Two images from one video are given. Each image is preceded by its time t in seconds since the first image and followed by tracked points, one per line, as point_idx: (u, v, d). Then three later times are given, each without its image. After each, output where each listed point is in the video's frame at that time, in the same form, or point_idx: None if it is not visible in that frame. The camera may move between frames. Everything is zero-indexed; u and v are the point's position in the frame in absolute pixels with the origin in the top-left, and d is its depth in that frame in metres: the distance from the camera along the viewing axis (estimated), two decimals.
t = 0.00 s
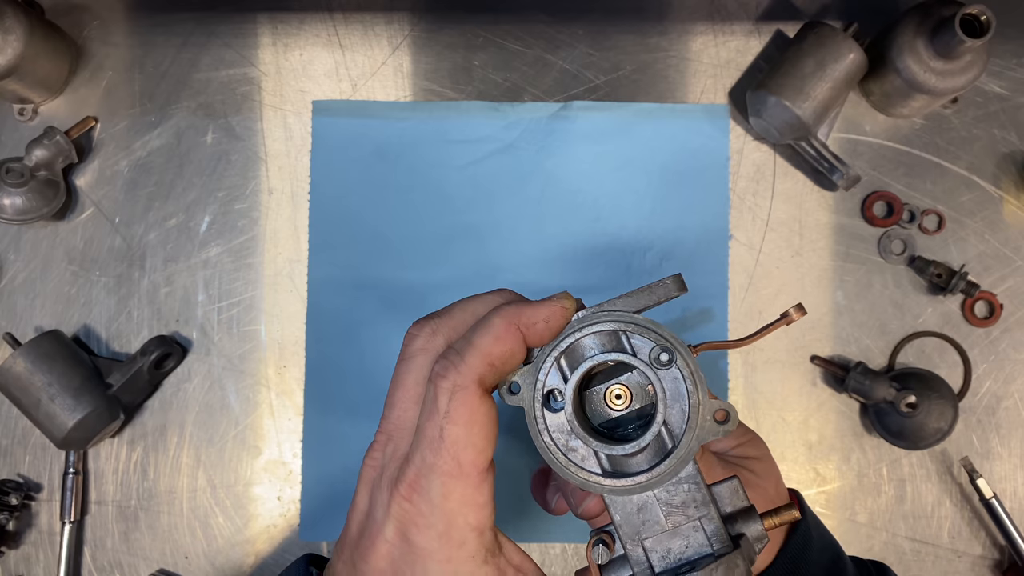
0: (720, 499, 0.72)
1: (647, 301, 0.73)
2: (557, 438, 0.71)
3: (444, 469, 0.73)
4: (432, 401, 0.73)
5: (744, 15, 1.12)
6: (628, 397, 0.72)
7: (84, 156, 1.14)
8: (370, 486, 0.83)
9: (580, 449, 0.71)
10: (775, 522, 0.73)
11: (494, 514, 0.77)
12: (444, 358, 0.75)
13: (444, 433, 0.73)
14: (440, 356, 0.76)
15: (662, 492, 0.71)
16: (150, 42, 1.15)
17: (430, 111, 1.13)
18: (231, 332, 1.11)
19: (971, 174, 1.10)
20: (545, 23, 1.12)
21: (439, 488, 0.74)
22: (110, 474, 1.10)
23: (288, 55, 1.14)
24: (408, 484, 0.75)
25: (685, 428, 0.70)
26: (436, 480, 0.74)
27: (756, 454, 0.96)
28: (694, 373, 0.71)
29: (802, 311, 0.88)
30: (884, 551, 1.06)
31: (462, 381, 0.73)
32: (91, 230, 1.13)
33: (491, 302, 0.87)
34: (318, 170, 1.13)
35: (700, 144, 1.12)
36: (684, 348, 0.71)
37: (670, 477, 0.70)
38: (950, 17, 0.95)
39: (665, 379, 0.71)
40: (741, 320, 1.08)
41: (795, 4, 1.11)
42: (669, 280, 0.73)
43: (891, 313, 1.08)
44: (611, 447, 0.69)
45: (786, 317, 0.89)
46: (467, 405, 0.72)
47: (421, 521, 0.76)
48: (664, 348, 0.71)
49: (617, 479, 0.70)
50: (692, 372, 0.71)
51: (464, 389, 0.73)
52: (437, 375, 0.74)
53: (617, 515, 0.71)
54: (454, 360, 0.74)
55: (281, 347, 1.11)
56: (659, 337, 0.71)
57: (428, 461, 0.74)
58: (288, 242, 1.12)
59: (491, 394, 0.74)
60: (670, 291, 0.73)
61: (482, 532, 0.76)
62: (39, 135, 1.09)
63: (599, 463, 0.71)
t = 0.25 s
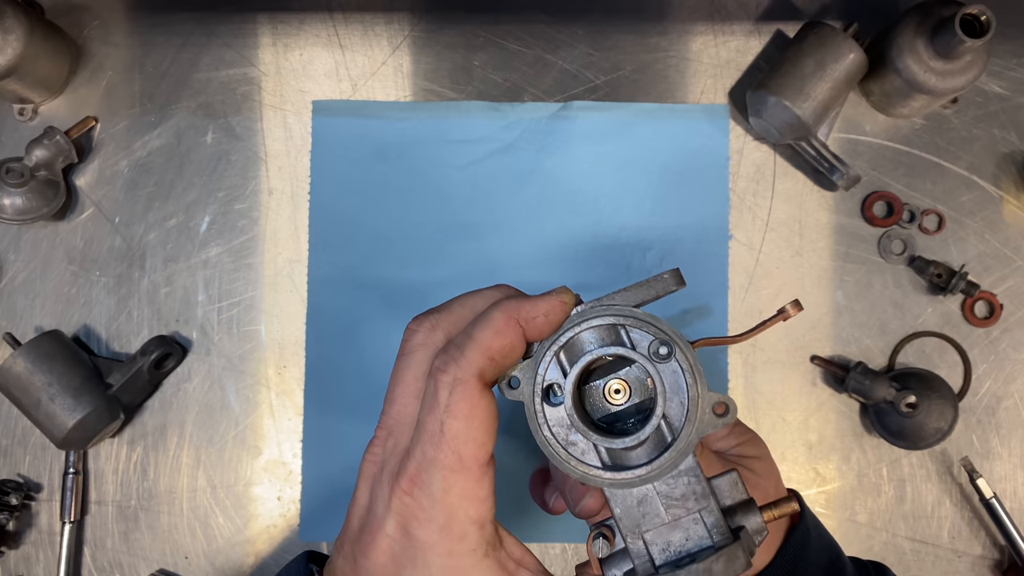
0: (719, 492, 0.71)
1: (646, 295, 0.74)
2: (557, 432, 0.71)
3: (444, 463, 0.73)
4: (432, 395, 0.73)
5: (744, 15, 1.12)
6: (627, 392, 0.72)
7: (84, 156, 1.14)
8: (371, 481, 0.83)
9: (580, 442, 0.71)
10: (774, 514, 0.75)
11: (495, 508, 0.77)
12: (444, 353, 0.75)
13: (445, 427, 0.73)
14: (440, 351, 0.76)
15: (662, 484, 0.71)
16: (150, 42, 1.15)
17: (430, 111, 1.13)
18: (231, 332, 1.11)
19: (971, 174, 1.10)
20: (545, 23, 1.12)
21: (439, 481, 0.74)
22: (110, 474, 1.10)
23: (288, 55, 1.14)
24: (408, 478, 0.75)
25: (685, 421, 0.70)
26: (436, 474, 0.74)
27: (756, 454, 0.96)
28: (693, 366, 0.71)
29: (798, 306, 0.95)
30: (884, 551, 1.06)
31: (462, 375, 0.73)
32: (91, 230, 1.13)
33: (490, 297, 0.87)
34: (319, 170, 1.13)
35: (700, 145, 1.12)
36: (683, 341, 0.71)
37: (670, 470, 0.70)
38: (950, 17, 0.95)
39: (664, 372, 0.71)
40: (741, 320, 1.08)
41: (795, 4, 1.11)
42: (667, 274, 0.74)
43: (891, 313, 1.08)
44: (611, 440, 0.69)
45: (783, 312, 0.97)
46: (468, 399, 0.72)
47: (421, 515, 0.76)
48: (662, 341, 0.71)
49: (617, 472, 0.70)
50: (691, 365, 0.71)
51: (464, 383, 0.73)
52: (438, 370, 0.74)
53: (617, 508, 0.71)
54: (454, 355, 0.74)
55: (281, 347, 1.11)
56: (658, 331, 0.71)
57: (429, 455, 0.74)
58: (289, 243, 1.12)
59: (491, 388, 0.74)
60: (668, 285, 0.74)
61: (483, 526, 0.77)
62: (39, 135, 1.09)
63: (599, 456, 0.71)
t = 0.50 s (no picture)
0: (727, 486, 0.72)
1: (650, 289, 0.74)
2: (564, 428, 0.71)
3: (450, 464, 0.73)
4: (438, 397, 0.73)
5: (743, 15, 1.12)
6: (631, 386, 0.72)
7: (84, 156, 1.14)
8: (374, 484, 0.83)
9: (587, 438, 0.71)
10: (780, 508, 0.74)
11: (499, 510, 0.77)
12: (450, 354, 0.74)
13: (451, 428, 0.72)
14: (446, 352, 0.75)
15: (670, 479, 0.71)
16: (150, 42, 1.15)
17: (430, 111, 1.13)
18: (231, 332, 1.11)
19: (971, 174, 1.10)
20: (545, 23, 1.12)
21: (445, 483, 0.74)
22: (110, 474, 1.10)
23: (288, 55, 1.14)
24: (414, 481, 0.75)
25: (693, 415, 0.70)
26: (442, 476, 0.73)
27: (756, 460, 0.96)
28: (700, 360, 0.71)
29: (787, 309, 0.95)
30: (884, 551, 1.06)
31: (468, 376, 0.72)
32: (91, 230, 1.13)
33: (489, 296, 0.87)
34: (319, 170, 1.13)
35: (700, 145, 1.12)
36: (689, 335, 0.71)
37: (678, 464, 0.70)
38: (950, 17, 0.95)
39: (671, 366, 0.71)
40: (741, 320, 1.09)
41: (795, 4, 1.11)
42: (672, 269, 0.74)
43: (891, 313, 1.08)
44: (619, 436, 0.69)
45: (773, 313, 0.98)
46: (474, 401, 0.72)
47: (426, 517, 0.75)
48: (669, 335, 0.71)
49: (625, 467, 0.70)
50: (698, 358, 0.71)
51: (470, 384, 0.72)
52: (443, 371, 0.73)
53: (624, 503, 0.71)
54: (460, 356, 0.73)
55: (281, 347, 1.11)
56: (664, 325, 0.71)
57: (435, 457, 0.73)
58: (288, 242, 1.12)
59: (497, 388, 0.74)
60: (673, 281, 0.74)
61: (487, 529, 0.76)
62: (39, 135, 1.09)
63: (606, 452, 0.71)
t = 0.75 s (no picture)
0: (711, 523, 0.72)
1: (694, 329, 0.71)
2: (573, 444, 0.70)
3: (460, 485, 0.71)
4: (472, 421, 0.71)
5: (743, 15, 1.12)
6: (646, 403, 0.73)
7: (84, 156, 1.14)
8: (361, 483, 0.78)
9: (592, 458, 0.69)
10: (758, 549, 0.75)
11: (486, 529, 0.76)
12: (496, 383, 0.71)
13: (478, 455, 0.71)
14: (491, 379, 0.72)
15: (662, 514, 0.70)
16: (150, 42, 1.15)
17: (430, 111, 1.13)
18: (231, 332, 1.11)
19: (971, 174, 1.10)
20: (545, 23, 1.12)
21: (449, 501, 0.71)
22: (110, 474, 1.10)
23: (288, 55, 1.14)
24: (416, 491, 0.72)
25: (701, 465, 0.69)
26: (449, 493, 0.71)
27: (770, 460, 0.96)
28: (724, 416, 0.69)
29: (818, 327, 1.01)
30: (884, 551, 1.06)
31: (508, 414, 0.70)
32: (91, 230, 1.13)
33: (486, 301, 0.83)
34: (318, 171, 1.13)
35: (700, 145, 1.12)
36: (721, 390, 0.69)
37: (674, 505, 0.69)
38: (950, 17, 0.95)
39: (694, 415, 0.69)
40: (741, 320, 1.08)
41: (795, 4, 1.11)
42: (722, 312, 0.73)
43: (891, 313, 1.08)
44: (625, 466, 0.68)
45: (805, 331, 1.02)
46: (509, 437, 0.71)
47: (420, 527, 0.73)
48: (700, 385, 0.69)
49: (622, 494, 0.69)
50: (723, 415, 0.69)
51: (510, 422, 0.70)
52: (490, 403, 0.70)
53: (612, 523, 0.70)
54: (508, 392, 0.70)
55: (281, 347, 1.11)
56: (698, 373, 0.69)
57: (448, 474, 0.71)
58: (288, 242, 1.12)
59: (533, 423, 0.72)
60: (720, 323, 0.72)
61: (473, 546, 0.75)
62: (39, 135, 1.09)
63: (607, 476, 0.69)
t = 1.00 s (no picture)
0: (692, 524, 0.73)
1: (705, 333, 0.70)
2: (569, 429, 0.69)
3: (427, 507, 0.70)
4: (435, 441, 0.69)
5: (743, 15, 1.12)
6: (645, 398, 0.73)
7: (84, 156, 1.14)
8: (341, 491, 0.78)
9: (586, 445, 0.69)
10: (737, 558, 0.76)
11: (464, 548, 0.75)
12: (462, 404, 0.69)
13: (442, 478, 0.69)
14: (460, 399, 0.69)
15: (646, 510, 0.71)
16: (150, 42, 1.15)
17: (430, 111, 1.13)
18: (231, 332, 1.11)
19: (971, 174, 1.10)
20: (545, 23, 1.12)
21: (418, 523, 0.71)
22: (111, 474, 1.11)
23: (288, 55, 1.14)
24: (388, 511, 0.72)
25: (693, 468, 0.69)
26: (420, 514, 0.71)
27: (768, 456, 0.95)
28: (723, 424, 0.69)
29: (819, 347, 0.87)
30: (884, 551, 1.06)
31: (471, 437, 0.68)
32: (91, 230, 1.13)
33: (499, 314, 0.80)
34: (318, 170, 1.13)
35: (700, 145, 1.12)
36: (723, 397, 0.69)
37: (659, 502, 0.69)
38: (950, 17, 0.95)
39: (692, 418, 0.69)
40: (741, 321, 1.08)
41: (795, 4, 1.11)
42: (735, 322, 0.71)
43: (891, 313, 1.08)
44: (618, 457, 0.68)
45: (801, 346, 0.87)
46: (469, 462, 0.69)
47: (390, 545, 0.72)
48: (702, 390, 0.69)
49: (610, 484, 0.69)
50: (721, 422, 0.69)
51: (472, 448, 0.68)
52: (449, 423, 0.68)
53: (596, 511, 0.71)
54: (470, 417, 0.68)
55: (281, 347, 1.11)
56: (702, 378, 0.69)
57: (415, 494, 0.70)
58: (288, 242, 1.12)
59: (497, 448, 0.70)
60: (731, 330, 0.71)
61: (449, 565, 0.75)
62: (39, 135, 1.09)
63: (598, 464, 0.69)
